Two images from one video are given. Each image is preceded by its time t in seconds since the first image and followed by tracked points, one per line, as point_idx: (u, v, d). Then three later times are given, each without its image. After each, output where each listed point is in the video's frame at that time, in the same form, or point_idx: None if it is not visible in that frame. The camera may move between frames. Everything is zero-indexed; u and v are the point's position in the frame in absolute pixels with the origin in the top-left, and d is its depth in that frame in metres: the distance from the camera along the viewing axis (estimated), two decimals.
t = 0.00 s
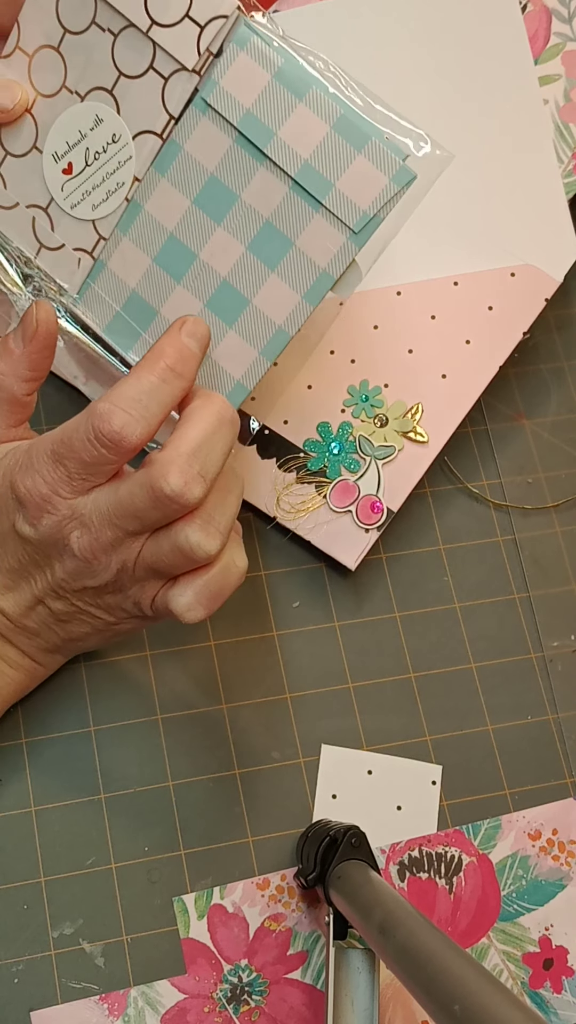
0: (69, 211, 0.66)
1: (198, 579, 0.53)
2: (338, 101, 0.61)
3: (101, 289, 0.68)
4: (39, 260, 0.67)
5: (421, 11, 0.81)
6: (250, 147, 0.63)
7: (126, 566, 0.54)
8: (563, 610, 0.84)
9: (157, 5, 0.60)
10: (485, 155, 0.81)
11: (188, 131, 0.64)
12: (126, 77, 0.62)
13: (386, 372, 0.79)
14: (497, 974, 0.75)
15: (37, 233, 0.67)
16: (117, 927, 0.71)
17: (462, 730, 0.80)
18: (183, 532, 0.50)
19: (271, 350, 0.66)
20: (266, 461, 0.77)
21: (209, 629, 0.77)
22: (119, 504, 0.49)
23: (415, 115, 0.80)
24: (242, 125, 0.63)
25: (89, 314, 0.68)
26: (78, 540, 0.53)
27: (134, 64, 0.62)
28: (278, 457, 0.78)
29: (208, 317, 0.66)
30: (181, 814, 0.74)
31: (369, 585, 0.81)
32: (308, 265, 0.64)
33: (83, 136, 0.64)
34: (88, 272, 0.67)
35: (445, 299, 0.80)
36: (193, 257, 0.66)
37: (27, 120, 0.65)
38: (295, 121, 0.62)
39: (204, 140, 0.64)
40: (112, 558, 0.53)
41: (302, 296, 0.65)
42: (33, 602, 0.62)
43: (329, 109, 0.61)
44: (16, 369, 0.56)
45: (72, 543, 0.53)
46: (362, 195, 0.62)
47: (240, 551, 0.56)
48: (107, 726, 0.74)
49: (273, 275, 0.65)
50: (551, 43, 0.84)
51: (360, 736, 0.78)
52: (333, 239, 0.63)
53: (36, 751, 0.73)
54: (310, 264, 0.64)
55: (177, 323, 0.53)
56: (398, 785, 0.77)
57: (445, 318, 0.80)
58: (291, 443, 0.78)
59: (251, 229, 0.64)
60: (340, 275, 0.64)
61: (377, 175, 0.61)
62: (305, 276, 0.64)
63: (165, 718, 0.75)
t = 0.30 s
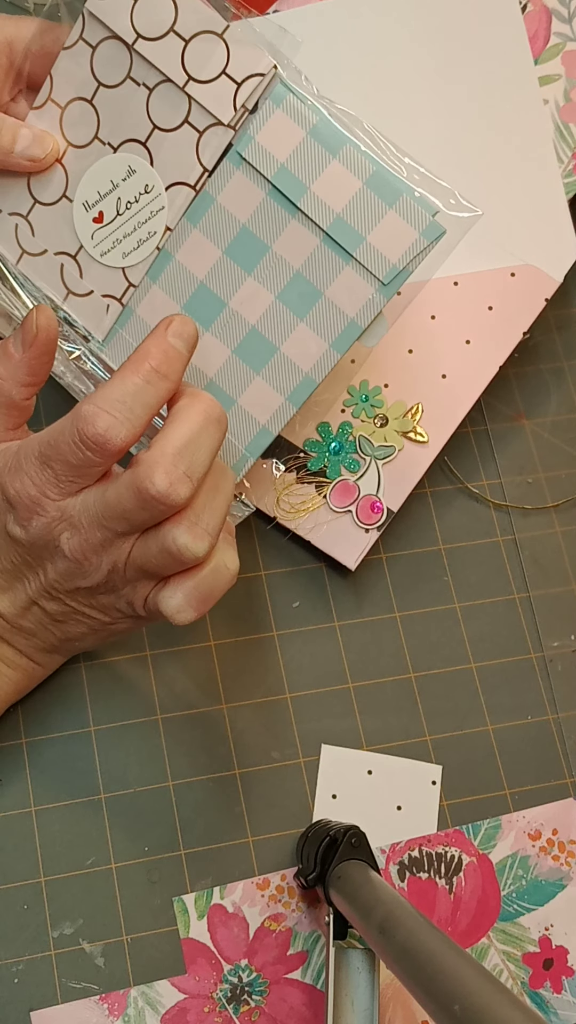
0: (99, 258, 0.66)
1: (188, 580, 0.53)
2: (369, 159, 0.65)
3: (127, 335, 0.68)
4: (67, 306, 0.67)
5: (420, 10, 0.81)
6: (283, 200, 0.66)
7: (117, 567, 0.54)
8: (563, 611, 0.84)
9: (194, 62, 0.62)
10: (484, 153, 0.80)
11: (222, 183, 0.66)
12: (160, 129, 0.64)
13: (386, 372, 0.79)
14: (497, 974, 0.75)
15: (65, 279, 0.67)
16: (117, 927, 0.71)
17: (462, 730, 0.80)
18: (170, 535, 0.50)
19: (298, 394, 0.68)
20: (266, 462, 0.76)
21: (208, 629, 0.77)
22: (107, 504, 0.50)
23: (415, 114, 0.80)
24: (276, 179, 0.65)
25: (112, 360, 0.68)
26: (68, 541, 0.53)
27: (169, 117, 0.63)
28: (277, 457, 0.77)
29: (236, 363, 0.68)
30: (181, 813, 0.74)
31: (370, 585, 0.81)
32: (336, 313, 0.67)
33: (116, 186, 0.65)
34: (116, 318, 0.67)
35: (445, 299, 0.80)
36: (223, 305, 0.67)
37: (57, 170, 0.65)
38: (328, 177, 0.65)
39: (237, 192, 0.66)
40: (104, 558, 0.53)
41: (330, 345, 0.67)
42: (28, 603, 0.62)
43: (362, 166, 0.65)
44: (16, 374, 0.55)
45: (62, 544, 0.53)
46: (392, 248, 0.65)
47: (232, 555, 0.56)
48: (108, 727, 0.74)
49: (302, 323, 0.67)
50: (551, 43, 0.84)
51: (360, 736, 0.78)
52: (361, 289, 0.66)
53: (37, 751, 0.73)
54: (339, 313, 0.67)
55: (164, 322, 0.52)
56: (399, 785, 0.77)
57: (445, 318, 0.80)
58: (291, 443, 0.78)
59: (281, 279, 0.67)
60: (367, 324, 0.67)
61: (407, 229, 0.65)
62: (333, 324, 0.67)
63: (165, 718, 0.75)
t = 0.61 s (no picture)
0: (95, 267, 0.66)
1: (232, 533, 0.67)
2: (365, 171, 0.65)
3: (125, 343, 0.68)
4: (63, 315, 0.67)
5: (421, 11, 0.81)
6: (280, 211, 0.66)
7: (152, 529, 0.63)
8: (563, 611, 0.83)
9: (189, 76, 0.62)
10: (484, 152, 0.80)
11: (218, 194, 0.66)
12: (156, 141, 0.64)
13: (386, 372, 0.79)
14: (498, 974, 0.75)
15: (61, 287, 0.66)
16: (118, 927, 0.71)
17: (462, 730, 0.80)
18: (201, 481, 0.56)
19: (295, 401, 0.68)
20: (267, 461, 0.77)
21: (209, 629, 0.77)
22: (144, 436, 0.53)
23: (416, 114, 0.80)
24: (273, 190, 0.65)
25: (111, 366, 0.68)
26: (107, 507, 0.61)
27: (164, 129, 0.64)
28: (278, 457, 0.77)
29: (234, 371, 0.68)
30: (181, 813, 0.74)
31: (370, 585, 0.81)
32: (333, 321, 0.67)
33: (112, 196, 0.65)
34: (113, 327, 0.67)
35: (445, 299, 0.80)
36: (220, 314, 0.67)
37: (52, 181, 0.66)
38: (325, 188, 0.65)
39: (234, 203, 0.66)
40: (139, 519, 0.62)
41: (327, 352, 0.67)
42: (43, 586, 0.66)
43: (357, 177, 0.65)
44: (71, 357, 0.64)
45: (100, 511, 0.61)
46: (389, 257, 0.65)
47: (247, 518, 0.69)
48: (108, 727, 0.74)
49: (299, 331, 0.67)
50: (551, 43, 0.84)
51: (360, 736, 0.78)
52: (358, 297, 0.66)
53: (37, 751, 0.73)
54: (335, 322, 0.67)
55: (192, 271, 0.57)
56: (399, 785, 0.77)
57: (445, 318, 0.80)
58: (291, 443, 0.78)
59: (278, 288, 0.67)
60: (363, 331, 0.67)
61: (403, 239, 0.65)
62: (330, 332, 0.67)
63: (165, 718, 0.75)
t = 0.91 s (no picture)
0: (84, 244, 0.67)
1: (229, 512, 0.68)
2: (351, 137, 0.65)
3: (117, 319, 0.69)
4: (54, 293, 0.68)
5: (421, 10, 0.80)
6: (266, 180, 0.66)
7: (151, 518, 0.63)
8: (563, 611, 0.84)
9: (172, 49, 0.63)
10: (485, 153, 0.80)
11: (204, 166, 0.66)
12: (141, 115, 0.65)
13: (386, 372, 0.79)
14: (498, 974, 0.75)
15: (51, 266, 0.68)
16: (118, 927, 0.71)
17: (462, 730, 0.80)
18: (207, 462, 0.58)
19: (288, 369, 0.68)
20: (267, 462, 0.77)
21: (209, 629, 0.77)
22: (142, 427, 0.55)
23: (418, 116, 0.80)
24: (259, 159, 0.65)
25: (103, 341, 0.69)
26: (105, 499, 0.61)
27: (149, 103, 0.65)
28: (278, 457, 0.77)
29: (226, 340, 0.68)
30: (181, 813, 0.74)
31: (370, 585, 0.81)
32: (323, 288, 0.67)
33: (99, 173, 0.66)
34: (104, 303, 0.68)
35: (445, 299, 0.80)
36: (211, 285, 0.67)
37: (38, 159, 0.66)
38: (310, 155, 0.65)
39: (221, 174, 0.66)
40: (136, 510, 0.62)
41: (318, 319, 0.67)
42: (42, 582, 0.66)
43: (342, 144, 0.65)
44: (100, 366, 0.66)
45: (98, 502, 0.61)
46: (376, 222, 0.65)
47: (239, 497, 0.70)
48: (108, 727, 0.74)
49: (290, 300, 0.67)
50: (551, 43, 0.84)
51: (359, 736, 0.78)
52: (347, 263, 0.66)
53: (36, 751, 0.73)
54: (325, 288, 0.67)
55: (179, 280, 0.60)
56: (398, 785, 0.77)
57: (445, 318, 0.80)
58: (291, 443, 0.78)
59: (267, 257, 0.67)
60: (354, 297, 0.67)
61: (389, 204, 0.65)
62: (320, 298, 0.67)
63: (165, 718, 0.75)
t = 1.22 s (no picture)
0: (84, 213, 0.66)
1: (223, 501, 0.68)
2: (347, 90, 0.64)
3: (120, 287, 0.68)
4: (56, 264, 0.67)
5: (422, 10, 0.80)
6: (263, 138, 0.64)
7: (144, 510, 0.63)
8: (563, 611, 0.84)
9: (163, 10, 0.62)
10: (485, 153, 0.81)
11: (200, 127, 0.65)
12: (134, 80, 0.64)
13: (386, 372, 0.79)
14: (497, 974, 0.75)
15: (52, 237, 0.67)
16: (117, 927, 0.71)
17: (462, 730, 0.80)
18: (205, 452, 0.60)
19: (294, 330, 0.67)
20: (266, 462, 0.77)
21: (208, 629, 0.77)
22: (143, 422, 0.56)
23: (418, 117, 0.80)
24: (255, 118, 0.64)
25: (108, 312, 0.68)
26: (97, 493, 0.61)
27: (141, 67, 0.63)
28: (278, 457, 0.77)
29: (231, 304, 0.67)
30: (180, 813, 0.74)
31: (370, 585, 0.81)
32: (325, 246, 0.66)
33: (95, 139, 0.64)
34: (106, 272, 0.67)
35: (445, 299, 0.80)
36: (212, 248, 0.67)
37: (34, 129, 0.65)
38: (307, 111, 0.64)
39: (217, 134, 0.65)
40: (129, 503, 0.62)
41: (321, 277, 0.66)
42: (39, 580, 0.66)
43: (338, 98, 0.63)
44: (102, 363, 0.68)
45: (90, 497, 0.61)
46: (376, 177, 0.64)
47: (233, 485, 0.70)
48: (107, 727, 0.74)
49: (293, 259, 0.66)
50: (551, 43, 0.84)
51: (359, 736, 0.78)
52: (349, 220, 0.65)
53: (36, 750, 0.73)
54: (327, 246, 0.66)
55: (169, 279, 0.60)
56: (398, 785, 0.77)
57: (445, 318, 0.80)
58: (291, 443, 0.78)
59: (268, 217, 0.66)
60: (357, 255, 0.66)
61: (389, 157, 0.63)
62: (323, 257, 0.66)
63: (164, 718, 0.75)
